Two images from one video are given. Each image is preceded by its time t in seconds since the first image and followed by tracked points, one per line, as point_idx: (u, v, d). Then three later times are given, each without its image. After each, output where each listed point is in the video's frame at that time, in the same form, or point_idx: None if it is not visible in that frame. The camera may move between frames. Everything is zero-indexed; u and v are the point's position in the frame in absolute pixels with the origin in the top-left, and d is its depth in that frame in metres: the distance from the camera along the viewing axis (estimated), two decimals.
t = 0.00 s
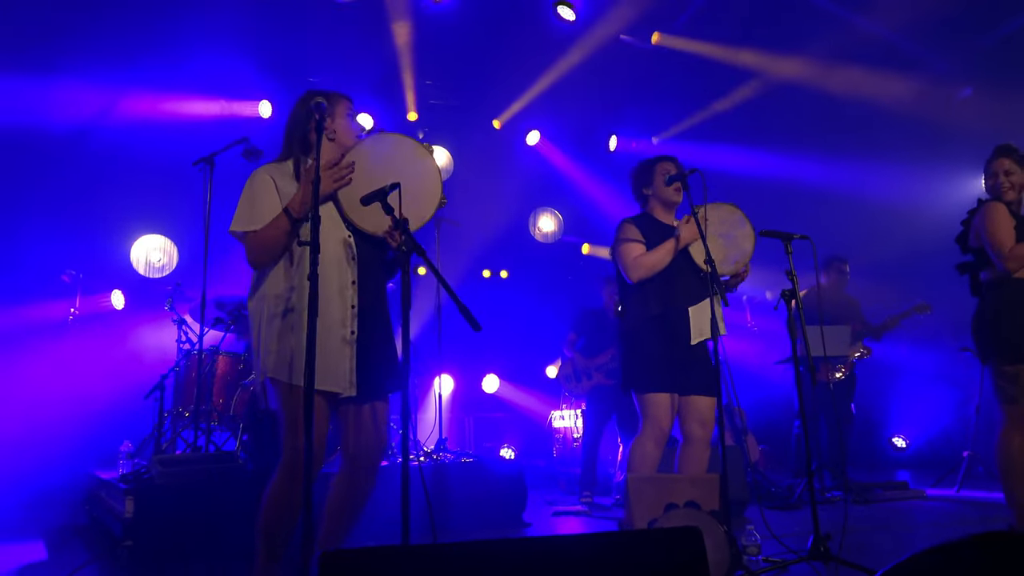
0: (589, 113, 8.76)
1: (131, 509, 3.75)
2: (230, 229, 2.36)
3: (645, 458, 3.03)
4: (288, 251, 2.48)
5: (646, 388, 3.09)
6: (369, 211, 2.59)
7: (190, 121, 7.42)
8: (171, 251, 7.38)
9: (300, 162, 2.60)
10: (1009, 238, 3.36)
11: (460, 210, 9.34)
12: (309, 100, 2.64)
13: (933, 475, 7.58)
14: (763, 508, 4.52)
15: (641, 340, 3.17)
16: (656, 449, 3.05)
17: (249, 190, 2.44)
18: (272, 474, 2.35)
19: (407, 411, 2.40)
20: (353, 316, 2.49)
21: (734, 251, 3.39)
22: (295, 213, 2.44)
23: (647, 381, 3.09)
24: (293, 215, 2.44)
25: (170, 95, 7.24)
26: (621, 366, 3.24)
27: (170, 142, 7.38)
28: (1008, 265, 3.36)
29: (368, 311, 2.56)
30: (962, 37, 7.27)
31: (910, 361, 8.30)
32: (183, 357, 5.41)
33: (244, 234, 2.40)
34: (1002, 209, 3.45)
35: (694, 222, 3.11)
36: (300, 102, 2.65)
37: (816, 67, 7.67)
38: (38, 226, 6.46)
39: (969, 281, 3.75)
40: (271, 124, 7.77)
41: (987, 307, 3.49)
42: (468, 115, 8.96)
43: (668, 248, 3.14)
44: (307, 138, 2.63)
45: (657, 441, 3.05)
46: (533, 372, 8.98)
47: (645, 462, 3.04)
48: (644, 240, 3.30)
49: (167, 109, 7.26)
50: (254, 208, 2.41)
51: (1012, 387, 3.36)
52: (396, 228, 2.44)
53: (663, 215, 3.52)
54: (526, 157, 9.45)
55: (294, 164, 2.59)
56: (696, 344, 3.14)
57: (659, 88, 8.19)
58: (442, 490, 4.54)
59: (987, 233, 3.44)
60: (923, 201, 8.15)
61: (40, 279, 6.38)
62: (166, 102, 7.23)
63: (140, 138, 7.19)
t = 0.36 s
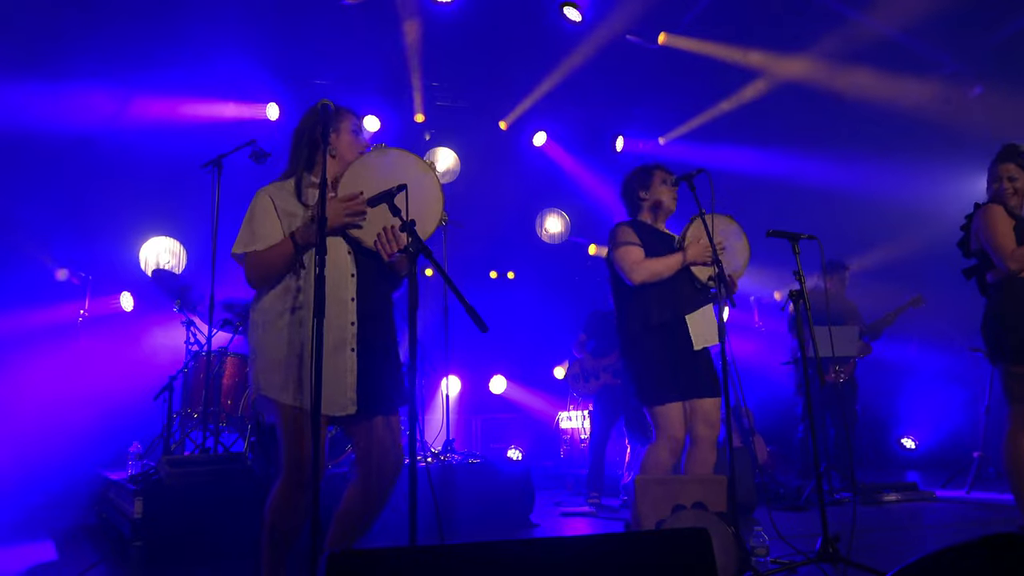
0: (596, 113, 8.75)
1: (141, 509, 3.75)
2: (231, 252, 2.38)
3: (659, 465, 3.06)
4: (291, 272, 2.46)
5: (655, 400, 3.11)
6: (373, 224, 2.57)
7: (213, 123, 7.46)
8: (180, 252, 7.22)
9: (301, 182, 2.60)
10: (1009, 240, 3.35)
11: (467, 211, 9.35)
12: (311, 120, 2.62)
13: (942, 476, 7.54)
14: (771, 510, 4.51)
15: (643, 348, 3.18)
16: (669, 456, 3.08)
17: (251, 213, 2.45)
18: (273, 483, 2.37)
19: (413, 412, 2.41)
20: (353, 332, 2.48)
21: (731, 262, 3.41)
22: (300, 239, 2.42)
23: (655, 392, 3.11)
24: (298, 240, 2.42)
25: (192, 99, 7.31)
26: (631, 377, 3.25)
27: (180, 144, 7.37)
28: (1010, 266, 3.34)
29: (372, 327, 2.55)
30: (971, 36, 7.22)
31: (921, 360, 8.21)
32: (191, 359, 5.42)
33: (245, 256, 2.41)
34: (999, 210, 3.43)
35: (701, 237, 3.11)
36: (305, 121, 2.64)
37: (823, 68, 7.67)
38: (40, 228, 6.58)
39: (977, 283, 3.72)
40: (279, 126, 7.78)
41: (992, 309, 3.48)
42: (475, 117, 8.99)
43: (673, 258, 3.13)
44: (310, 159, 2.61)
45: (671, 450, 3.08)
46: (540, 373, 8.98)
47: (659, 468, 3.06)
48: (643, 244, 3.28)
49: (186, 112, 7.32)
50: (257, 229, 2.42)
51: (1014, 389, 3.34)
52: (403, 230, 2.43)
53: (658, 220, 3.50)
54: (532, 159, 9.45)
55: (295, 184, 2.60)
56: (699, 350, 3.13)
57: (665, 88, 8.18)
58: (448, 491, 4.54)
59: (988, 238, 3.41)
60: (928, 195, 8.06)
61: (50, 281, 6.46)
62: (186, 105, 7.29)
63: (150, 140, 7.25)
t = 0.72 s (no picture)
0: (603, 115, 8.79)
1: (146, 506, 3.77)
2: (240, 245, 2.40)
3: (646, 468, 3.00)
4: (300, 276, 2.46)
5: (643, 397, 3.06)
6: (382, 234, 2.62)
7: (227, 122, 7.56)
8: (187, 252, 7.33)
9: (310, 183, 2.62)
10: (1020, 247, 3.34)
11: (472, 212, 9.39)
12: (320, 124, 2.65)
13: (947, 482, 7.52)
14: (774, 513, 4.52)
15: (632, 353, 3.15)
16: (659, 458, 3.01)
17: (260, 209, 2.48)
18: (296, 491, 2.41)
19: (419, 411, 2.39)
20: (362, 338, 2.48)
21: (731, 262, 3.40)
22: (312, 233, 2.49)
23: (643, 390, 3.07)
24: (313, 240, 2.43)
25: (197, 99, 7.35)
26: (614, 374, 3.22)
27: (189, 142, 7.42)
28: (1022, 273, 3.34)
29: (378, 332, 2.55)
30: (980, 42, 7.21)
31: (928, 365, 8.18)
32: (197, 356, 5.46)
33: (254, 250, 2.43)
34: (1011, 216, 3.42)
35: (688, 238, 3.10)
36: (312, 123, 2.66)
37: (832, 72, 7.67)
38: (55, 227, 6.59)
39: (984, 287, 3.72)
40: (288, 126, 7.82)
41: (1001, 311, 3.48)
42: (483, 119, 9.01)
43: (664, 262, 3.13)
44: (319, 163, 2.64)
45: (659, 450, 3.02)
46: (544, 374, 8.99)
47: (647, 469, 3.01)
48: (636, 252, 3.28)
49: (198, 111, 7.40)
50: (267, 228, 2.45)
51: None
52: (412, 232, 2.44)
53: (657, 226, 3.50)
54: (538, 160, 9.45)
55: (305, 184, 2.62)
56: (681, 357, 3.11)
57: (672, 90, 8.21)
58: (452, 492, 4.55)
59: (997, 245, 3.42)
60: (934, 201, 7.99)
61: (57, 280, 6.51)
62: (198, 104, 7.38)
63: (158, 138, 7.25)
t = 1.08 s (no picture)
0: (604, 115, 8.81)
1: (147, 506, 3.77)
2: (233, 240, 2.37)
3: (660, 463, 3.02)
4: (286, 269, 2.47)
5: (660, 395, 3.07)
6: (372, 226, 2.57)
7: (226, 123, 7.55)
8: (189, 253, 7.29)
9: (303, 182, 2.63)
10: None
11: (474, 213, 9.39)
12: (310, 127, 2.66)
13: (949, 483, 7.51)
14: (775, 515, 4.52)
15: (649, 347, 3.16)
16: (672, 455, 3.03)
17: (253, 207, 2.46)
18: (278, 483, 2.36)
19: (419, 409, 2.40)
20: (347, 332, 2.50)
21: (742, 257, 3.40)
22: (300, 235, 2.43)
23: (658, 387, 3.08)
24: (296, 236, 2.43)
25: (195, 98, 7.36)
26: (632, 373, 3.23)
27: (190, 143, 7.44)
28: None
29: (368, 325, 2.56)
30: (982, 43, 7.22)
31: (928, 367, 8.16)
32: (199, 357, 5.47)
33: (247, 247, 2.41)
34: None
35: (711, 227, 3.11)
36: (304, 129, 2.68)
37: (834, 72, 7.67)
38: (57, 227, 6.57)
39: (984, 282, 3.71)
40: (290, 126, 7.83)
41: (1002, 311, 3.49)
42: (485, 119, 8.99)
43: (682, 250, 3.13)
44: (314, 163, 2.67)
45: (673, 448, 3.03)
46: (545, 374, 9.00)
47: (660, 466, 3.02)
48: (654, 241, 3.28)
49: (195, 111, 7.40)
50: (259, 221, 2.43)
51: None
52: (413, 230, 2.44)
53: (673, 218, 3.51)
54: (539, 160, 9.44)
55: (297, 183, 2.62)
56: (702, 348, 3.12)
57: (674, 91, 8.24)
58: (453, 492, 4.55)
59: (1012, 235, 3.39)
60: (934, 205, 7.89)
61: (59, 280, 6.48)
62: (195, 104, 7.38)
63: (159, 138, 7.27)
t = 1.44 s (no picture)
0: (607, 115, 8.79)
1: (152, 508, 3.77)
2: (227, 199, 2.39)
3: (666, 463, 3.01)
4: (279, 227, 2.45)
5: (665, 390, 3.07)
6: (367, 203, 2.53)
7: (225, 124, 7.48)
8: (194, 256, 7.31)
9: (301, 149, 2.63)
10: None
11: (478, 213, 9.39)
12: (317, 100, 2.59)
13: (955, 482, 7.48)
14: (781, 514, 4.50)
15: (660, 341, 3.14)
16: (676, 452, 3.03)
17: (251, 167, 2.50)
18: (267, 470, 2.36)
19: (424, 412, 2.37)
20: (325, 305, 2.44)
21: (747, 245, 3.38)
22: (291, 191, 2.44)
23: (664, 383, 3.08)
24: (288, 190, 2.43)
25: (191, 99, 7.22)
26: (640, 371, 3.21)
27: (195, 143, 7.44)
28: None
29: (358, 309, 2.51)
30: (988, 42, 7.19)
31: (931, 366, 8.15)
32: (203, 358, 5.48)
33: (240, 207, 2.41)
34: None
35: (711, 215, 3.09)
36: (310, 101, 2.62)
37: (835, 68, 7.65)
38: (63, 228, 6.63)
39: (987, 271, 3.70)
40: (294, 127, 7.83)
41: (1003, 308, 3.49)
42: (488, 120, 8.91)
43: (682, 238, 3.14)
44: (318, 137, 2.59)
45: (678, 445, 3.03)
46: (550, 374, 9.00)
47: (664, 466, 3.01)
48: (655, 230, 3.28)
49: (188, 112, 7.28)
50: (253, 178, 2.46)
51: None
52: (415, 228, 2.43)
53: (677, 211, 3.51)
54: (542, 159, 9.40)
55: (296, 149, 2.63)
56: (710, 338, 3.13)
57: (677, 89, 8.22)
58: (456, 493, 4.54)
59: None
60: (939, 203, 7.87)
61: (63, 282, 6.52)
62: (189, 105, 7.25)
63: (161, 139, 7.26)
